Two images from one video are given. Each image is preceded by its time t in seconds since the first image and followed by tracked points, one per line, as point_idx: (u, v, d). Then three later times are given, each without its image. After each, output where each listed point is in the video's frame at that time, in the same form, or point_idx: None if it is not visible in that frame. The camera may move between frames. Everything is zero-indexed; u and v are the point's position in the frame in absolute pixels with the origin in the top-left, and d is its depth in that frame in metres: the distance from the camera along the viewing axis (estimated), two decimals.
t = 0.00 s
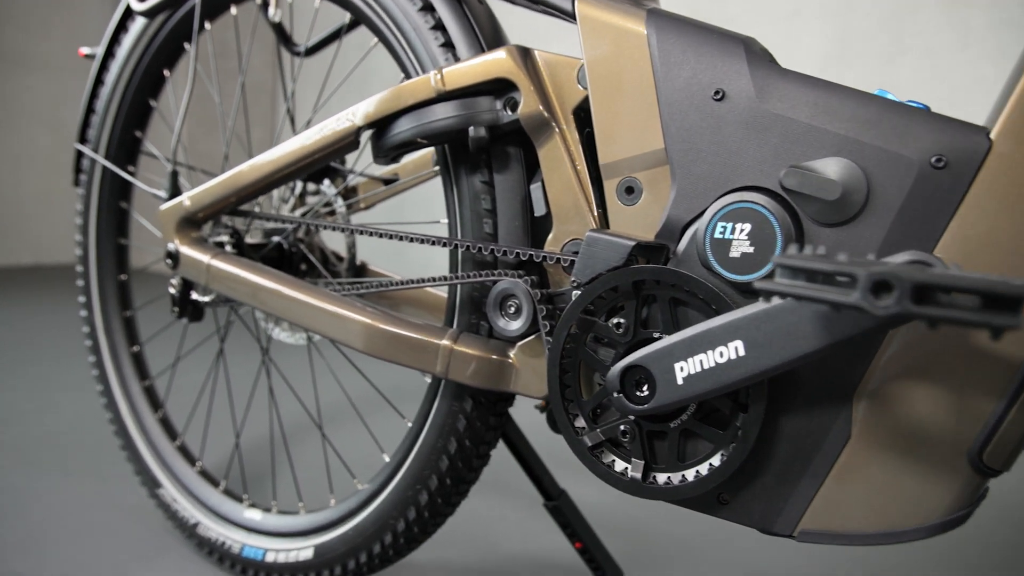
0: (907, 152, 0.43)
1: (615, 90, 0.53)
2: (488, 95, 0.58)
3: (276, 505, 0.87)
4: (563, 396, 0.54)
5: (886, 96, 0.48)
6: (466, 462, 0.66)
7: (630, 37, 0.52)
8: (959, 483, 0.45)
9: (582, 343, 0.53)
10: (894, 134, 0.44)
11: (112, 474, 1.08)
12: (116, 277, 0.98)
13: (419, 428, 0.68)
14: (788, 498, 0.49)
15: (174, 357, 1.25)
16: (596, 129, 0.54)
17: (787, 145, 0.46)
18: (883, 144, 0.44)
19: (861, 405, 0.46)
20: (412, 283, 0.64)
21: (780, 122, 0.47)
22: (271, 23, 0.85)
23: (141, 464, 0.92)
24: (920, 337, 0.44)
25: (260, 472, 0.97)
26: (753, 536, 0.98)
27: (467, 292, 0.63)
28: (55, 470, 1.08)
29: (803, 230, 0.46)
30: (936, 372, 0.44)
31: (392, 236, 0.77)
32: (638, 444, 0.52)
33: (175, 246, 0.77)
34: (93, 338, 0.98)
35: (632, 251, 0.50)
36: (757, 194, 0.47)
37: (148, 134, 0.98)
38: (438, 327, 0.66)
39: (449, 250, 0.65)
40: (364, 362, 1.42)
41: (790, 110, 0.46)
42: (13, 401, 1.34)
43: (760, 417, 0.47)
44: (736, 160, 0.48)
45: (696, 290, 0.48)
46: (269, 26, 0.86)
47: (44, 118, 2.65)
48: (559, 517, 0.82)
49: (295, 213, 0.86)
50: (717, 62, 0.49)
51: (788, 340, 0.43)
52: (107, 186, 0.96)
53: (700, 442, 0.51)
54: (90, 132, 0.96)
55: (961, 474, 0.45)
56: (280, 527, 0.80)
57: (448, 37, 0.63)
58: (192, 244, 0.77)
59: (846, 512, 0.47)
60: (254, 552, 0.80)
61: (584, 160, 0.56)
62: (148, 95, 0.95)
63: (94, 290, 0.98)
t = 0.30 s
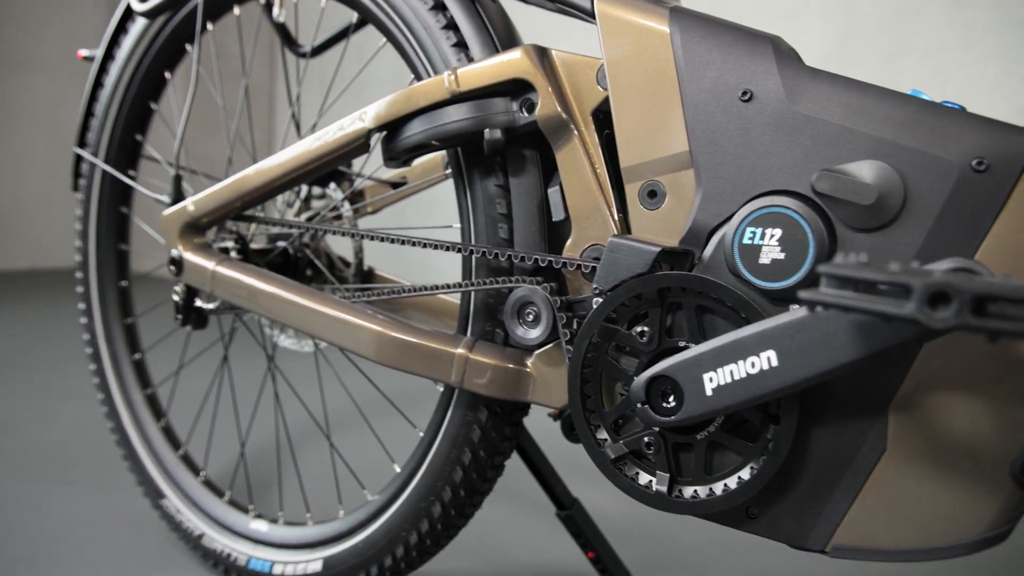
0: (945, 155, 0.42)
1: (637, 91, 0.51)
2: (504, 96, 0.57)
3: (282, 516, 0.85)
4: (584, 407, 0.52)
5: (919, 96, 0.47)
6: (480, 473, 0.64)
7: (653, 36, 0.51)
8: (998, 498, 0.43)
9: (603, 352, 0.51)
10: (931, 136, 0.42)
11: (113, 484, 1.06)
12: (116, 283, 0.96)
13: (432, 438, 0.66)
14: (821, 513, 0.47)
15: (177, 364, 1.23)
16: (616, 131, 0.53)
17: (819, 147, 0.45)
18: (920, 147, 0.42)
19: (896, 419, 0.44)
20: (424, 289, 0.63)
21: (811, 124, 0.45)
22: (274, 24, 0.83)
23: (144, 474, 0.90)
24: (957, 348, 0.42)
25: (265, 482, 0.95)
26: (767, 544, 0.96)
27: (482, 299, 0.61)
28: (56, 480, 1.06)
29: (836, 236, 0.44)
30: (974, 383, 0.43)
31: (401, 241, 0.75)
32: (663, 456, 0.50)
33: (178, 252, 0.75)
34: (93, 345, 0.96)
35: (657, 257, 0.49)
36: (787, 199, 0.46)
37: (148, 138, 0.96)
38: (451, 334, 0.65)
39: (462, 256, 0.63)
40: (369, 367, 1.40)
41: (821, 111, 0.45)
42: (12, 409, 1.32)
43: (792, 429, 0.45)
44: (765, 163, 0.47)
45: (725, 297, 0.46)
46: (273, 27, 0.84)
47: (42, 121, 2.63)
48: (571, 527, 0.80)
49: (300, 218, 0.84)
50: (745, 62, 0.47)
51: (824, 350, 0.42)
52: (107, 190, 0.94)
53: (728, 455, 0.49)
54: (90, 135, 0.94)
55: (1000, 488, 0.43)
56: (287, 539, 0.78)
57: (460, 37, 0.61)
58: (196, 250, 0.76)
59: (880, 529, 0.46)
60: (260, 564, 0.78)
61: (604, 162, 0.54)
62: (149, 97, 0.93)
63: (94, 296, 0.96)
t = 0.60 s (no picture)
0: (989, 160, 0.40)
1: (661, 94, 0.50)
2: (521, 99, 0.55)
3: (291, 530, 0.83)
4: (608, 421, 0.51)
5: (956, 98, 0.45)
6: (497, 487, 0.62)
7: (677, 37, 0.49)
8: None
9: (627, 364, 0.50)
10: (972, 140, 0.41)
11: (116, 496, 1.04)
12: (119, 292, 0.94)
13: (446, 450, 0.64)
14: (857, 531, 0.45)
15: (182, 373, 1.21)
16: (640, 135, 0.51)
17: (854, 152, 0.43)
18: (961, 151, 0.41)
19: (936, 433, 0.43)
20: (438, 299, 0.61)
21: (846, 128, 0.44)
22: (280, 27, 0.82)
23: (148, 487, 0.88)
24: (997, 361, 0.41)
25: (272, 493, 0.93)
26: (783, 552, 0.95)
27: (498, 309, 0.59)
28: (58, 492, 1.04)
29: (873, 244, 0.43)
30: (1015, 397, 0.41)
31: (411, 248, 0.73)
32: (690, 472, 0.48)
33: (183, 261, 0.74)
34: (96, 355, 0.94)
35: (684, 266, 0.47)
36: (821, 206, 0.44)
37: (150, 143, 0.94)
38: (466, 345, 0.63)
39: (477, 264, 0.61)
40: (374, 373, 1.39)
41: (856, 115, 0.44)
42: (12, 420, 1.30)
43: (828, 445, 0.44)
44: (797, 169, 0.45)
45: (757, 307, 0.45)
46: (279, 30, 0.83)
47: (41, 127, 2.62)
48: (586, 539, 0.78)
49: (307, 224, 0.82)
50: (775, 64, 0.46)
51: (863, 363, 0.40)
52: (108, 197, 0.92)
53: (758, 471, 0.48)
54: (90, 141, 0.92)
55: None
56: (296, 554, 0.76)
57: (475, 38, 0.59)
58: (201, 258, 0.74)
59: (920, 547, 0.44)
60: None
61: (626, 168, 0.53)
62: (151, 102, 0.91)
63: (96, 305, 0.94)
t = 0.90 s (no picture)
0: None
1: (689, 99, 0.48)
2: (542, 103, 0.53)
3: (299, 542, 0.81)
4: (633, 437, 0.49)
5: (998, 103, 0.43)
6: (513, 502, 0.60)
7: (706, 40, 0.47)
8: None
9: (653, 378, 0.48)
10: (1019, 148, 0.39)
11: (118, 505, 1.02)
12: (122, 298, 0.93)
13: (460, 464, 0.62)
14: (895, 554, 0.43)
15: (187, 382, 1.20)
16: (666, 141, 0.49)
17: (893, 160, 0.42)
18: (1007, 160, 0.39)
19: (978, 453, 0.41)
20: (449, 309, 0.59)
21: (884, 135, 0.42)
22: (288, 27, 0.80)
23: (152, 497, 0.87)
24: None
25: (277, 502, 0.91)
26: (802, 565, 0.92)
27: (516, 319, 0.57)
28: (60, 501, 1.02)
29: (913, 256, 0.41)
30: None
31: (423, 254, 0.71)
32: (720, 491, 0.47)
33: (189, 268, 0.72)
34: (98, 362, 0.93)
35: (714, 278, 0.45)
36: (858, 216, 0.42)
37: (155, 146, 0.93)
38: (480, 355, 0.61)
39: (493, 273, 0.59)
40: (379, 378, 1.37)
41: (895, 122, 0.42)
42: (13, 426, 1.29)
43: (866, 464, 0.42)
44: (832, 177, 0.43)
45: (791, 321, 0.43)
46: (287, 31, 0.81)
47: (43, 130, 2.62)
48: (601, 552, 0.76)
49: (315, 230, 0.80)
50: (809, 68, 0.44)
51: (906, 381, 0.38)
52: (111, 201, 0.91)
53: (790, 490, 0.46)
54: (93, 144, 0.90)
55: None
56: (303, 568, 0.74)
57: (491, 40, 0.58)
58: (207, 265, 0.72)
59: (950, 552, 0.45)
60: None
61: (651, 174, 0.51)
62: (155, 105, 0.89)
63: (99, 312, 0.92)
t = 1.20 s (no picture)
0: None
1: (718, 105, 0.46)
2: (563, 108, 0.51)
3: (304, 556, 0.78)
4: (657, 456, 0.47)
5: None
6: (529, 519, 0.58)
7: (736, 45, 0.46)
8: None
9: (680, 395, 0.46)
10: None
11: (119, 513, 1.00)
12: (124, 304, 0.91)
13: (474, 479, 0.60)
14: None
15: (190, 390, 1.17)
16: (693, 149, 0.48)
17: (935, 170, 0.40)
18: None
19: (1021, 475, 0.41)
20: (464, 319, 0.57)
21: (925, 144, 0.40)
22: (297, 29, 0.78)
23: (154, 507, 0.85)
24: None
25: (282, 512, 0.89)
26: None
27: (533, 331, 0.55)
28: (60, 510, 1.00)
29: (955, 271, 0.39)
30: None
31: (434, 262, 0.70)
32: (749, 513, 0.45)
33: (194, 275, 0.70)
34: (99, 369, 0.91)
35: (745, 292, 0.44)
36: (897, 229, 0.41)
37: (159, 149, 0.91)
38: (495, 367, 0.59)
39: (510, 283, 0.57)
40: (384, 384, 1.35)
41: (937, 130, 0.40)
42: (12, 431, 1.27)
43: (906, 488, 0.40)
44: (869, 187, 0.42)
45: (827, 337, 0.41)
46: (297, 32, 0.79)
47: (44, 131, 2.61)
48: (613, 567, 0.75)
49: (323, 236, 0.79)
50: (845, 74, 0.42)
51: (951, 404, 0.37)
52: (114, 205, 0.89)
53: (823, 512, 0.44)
54: (96, 147, 0.89)
55: None
56: None
57: (510, 43, 0.56)
58: (213, 272, 0.70)
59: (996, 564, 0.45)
60: None
61: (676, 183, 0.49)
62: (160, 107, 0.88)
63: (100, 318, 0.90)
